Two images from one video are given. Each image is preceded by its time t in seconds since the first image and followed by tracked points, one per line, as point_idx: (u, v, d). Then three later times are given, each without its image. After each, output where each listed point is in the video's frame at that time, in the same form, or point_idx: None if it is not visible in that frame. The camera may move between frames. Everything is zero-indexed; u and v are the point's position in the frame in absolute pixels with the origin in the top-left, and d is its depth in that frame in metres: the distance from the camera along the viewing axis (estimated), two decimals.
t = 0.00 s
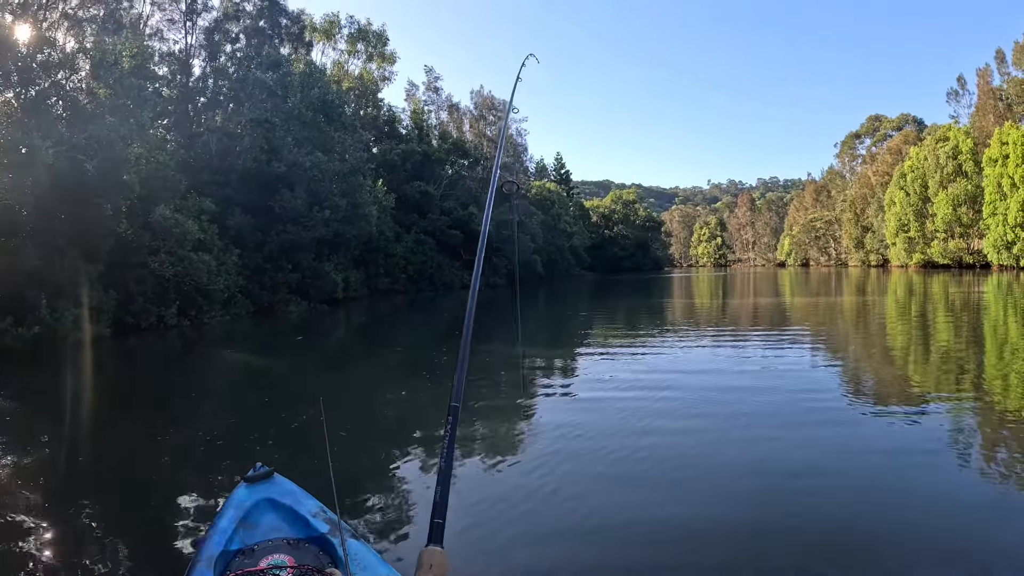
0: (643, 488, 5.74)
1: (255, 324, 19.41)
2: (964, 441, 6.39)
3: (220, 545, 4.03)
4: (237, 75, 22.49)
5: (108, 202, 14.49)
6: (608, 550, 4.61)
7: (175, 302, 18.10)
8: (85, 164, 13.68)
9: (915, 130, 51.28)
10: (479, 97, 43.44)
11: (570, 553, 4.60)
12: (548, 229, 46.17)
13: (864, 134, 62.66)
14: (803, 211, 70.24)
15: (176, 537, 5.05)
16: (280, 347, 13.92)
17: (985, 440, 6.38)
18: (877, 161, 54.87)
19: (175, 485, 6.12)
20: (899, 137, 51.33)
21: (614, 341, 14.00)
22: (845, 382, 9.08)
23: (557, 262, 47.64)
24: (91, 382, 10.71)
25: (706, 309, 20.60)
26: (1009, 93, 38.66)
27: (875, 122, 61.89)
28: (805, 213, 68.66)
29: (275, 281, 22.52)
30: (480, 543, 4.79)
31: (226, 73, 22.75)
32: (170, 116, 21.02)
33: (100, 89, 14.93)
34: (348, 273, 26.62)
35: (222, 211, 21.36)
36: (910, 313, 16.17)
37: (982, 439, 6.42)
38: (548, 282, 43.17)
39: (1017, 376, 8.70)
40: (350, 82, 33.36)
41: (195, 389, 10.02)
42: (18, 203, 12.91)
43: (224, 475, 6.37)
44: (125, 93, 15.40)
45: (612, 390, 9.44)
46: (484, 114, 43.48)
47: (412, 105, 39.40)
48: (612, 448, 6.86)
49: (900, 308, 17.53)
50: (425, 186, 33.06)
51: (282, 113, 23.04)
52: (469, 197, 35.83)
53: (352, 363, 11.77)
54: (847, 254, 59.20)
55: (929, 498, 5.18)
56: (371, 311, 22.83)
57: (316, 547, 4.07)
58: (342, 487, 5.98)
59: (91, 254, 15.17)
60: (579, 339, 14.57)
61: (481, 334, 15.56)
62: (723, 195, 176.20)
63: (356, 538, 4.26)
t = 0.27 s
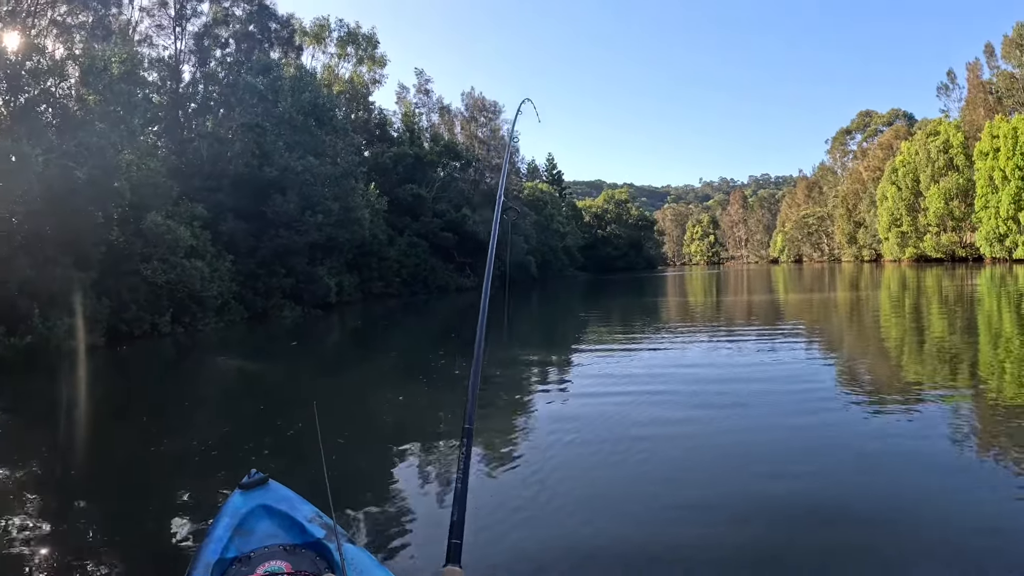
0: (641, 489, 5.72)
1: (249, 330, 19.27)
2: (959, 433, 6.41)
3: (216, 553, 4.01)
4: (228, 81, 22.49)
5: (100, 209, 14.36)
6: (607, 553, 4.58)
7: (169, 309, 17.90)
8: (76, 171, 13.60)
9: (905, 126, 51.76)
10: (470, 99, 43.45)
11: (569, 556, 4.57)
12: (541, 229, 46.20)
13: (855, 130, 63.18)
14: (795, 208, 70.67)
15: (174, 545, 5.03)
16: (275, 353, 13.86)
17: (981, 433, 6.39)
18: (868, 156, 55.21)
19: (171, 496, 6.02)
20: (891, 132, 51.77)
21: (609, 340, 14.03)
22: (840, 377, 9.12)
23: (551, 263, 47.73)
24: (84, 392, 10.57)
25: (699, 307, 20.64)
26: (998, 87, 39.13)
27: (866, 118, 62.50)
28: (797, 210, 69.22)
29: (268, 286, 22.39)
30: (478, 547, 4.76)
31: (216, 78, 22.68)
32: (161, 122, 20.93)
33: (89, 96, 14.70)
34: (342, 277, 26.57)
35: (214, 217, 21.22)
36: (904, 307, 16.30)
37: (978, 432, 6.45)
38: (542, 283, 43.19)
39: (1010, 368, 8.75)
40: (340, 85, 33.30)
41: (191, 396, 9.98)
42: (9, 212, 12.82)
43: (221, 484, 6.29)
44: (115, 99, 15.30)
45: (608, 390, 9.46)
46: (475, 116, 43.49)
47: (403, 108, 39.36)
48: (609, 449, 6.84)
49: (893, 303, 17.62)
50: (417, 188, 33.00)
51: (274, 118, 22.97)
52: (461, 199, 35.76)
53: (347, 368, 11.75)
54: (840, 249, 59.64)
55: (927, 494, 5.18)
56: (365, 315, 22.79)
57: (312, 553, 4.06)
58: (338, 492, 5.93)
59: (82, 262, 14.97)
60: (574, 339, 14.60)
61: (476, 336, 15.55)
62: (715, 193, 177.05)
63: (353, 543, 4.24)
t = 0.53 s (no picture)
0: (640, 488, 5.68)
1: (244, 335, 19.14)
2: (955, 427, 6.42)
3: (211, 561, 4.00)
4: (218, 84, 22.39)
5: (92, 216, 14.21)
6: (609, 554, 4.53)
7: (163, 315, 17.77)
8: (67, 178, 13.40)
9: (896, 121, 52.17)
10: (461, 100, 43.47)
11: (570, 558, 4.52)
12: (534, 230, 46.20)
13: (846, 126, 63.68)
14: (787, 205, 71.04)
15: (171, 552, 5.00)
16: (270, 357, 13.80)
17: (978, 427, 6.40)
18: (859, 153, 55.58)
19: (168, 506, 5.91)
20: (882, 128, 52.16)
21: (604, 339, 14.05)
22: (835, 372, 9.16)
23: (544, 263, 47.79)
24: (78, 401, 10.42)
25: (694, 305, 20.67)
26: (989, 81, 39.85)
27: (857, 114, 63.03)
28: (790, 206, 69.63)
29: (261, 290, 22.26)
30: (476, 551, 4.70)
31: (207, 82, 22.58)
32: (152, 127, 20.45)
33: (79, 101, 14.73)
34: (335, 281, 26.50)
35: (206, 222, 21.07)
36: (899, 301, 16.40)
37: (975, 425, 6.48)
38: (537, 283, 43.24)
39: (1004, 361, 8.79)
40: (331, 88, 33.24)
41: (186, 402, 9.92)
42: None
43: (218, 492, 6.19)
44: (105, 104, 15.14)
45: (604, 389, 9.47)
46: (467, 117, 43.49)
47: (395, 110, 39.33)
48: (607, 449, 6.79)
49: (887, 298, 17.71)
50: (409, 190, 32.93)
51: (265, 121, 22.85)
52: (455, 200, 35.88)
53: (343, 371, 11.71)
54: (833, 245, 59.98)
55: (927, 488, 5.17)
56: (360, 318, 22.74)
57: (308, 559, 4.04)
58: (335, 498, 5.86)
59: (75, 269, 14.79)
60: (569, 339, 14.61)
61: (472, 338, 15.55)
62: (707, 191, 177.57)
63: (350, 548, 4.22)
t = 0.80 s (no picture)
0: (640, 490, 5.65)
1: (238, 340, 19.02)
2: (953, 423, 6.44)
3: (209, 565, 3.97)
4: (209, 88, 22.16)
5: (83, 223, 14.09)
6: (611, 556, 4.49)
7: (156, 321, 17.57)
8: (57, 184, 13.31)
9: (888, 118, 52.56)
10: (454, 101, 43.49)
11: (572, 561, 4.49)
12: (528, 231, 46.22)
13: (838, 123, 64.10)
14: (780, 202, 71.43)
15: (169, 559, 4.96)
16: (265, 362, 13.75)
17: (975, 422, 6.42)
18: (852, 149, 55.88)
19: (163, 513, 5.86)
20: (873, 125, 52.52)
21: (600, 339, 14.07)
22: (830, 369, 9.20)
23: (539, 264, 47.87)
24: (72, 410, 10.30)
25: (688, 304, 20.71)
26: (979, 76, 40.27)
27: (849, 111, 63.56)
28: (782, 203, 70.04)
29: (256, 295, 22.18)
30: (475, 555, 4.67)
31: (198, 86, 22.47)
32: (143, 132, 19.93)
33: (69, 105, 14.51)
34: (329, 284, 26.44)
35: (199, 226, 20.94)
36: (894, 297, 16.52)
37: (970, 419, 6.52)
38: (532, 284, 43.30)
39: (1000, 355, 8.85)
40: (323, 91, 33.16)
41: (181, 408, 9.87)
42: None
43: (214, 500, 6.13)
44: (96, 109, 15.01)
45: (601, 389, 9.48)
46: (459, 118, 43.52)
47: (387, 112, 39.29)
48: (606, 450, 6.77)
49: (881, 294, 17.80)
50: (402, 193, 32.88)
51: (257, 124, 22.75)
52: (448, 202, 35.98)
53: (338, 375, 11.68)
54: (826, 242, 60.28)
55: (929, 485, 5.16)
56: (355, 321, 22.70)
57: (306, 562, 4.01)
58: (331, 503, 5.81)
59: (66, 275, 14.63)
60: (565, 339, 14.64)
61: (467, 339, 15.55)
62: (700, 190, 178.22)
63: (348, 551, 4.20)
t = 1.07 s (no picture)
0: (639, 488, 5.65)
1: (235, 344, 18.93)
2: (948, 419, 6.47)
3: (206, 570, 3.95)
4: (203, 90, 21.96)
5: (78, 226, 14.05)
6: (612, 555, 4.48)
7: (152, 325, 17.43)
8: (52, 188, 13.30)
9: (883, 116, 52.83)
10: (449, 103, 43.49)
11: (572, 560, 4.48)
12: (524, 231, 46.24)
13: (833, 121, 64.42)
14: (775, 201, 71.69)
15: (168, 564, 4.94)
16: (262, 365, 13.71)
17: (971, 417, 6.45)
18: (847, 147, 56.11)
19: (162, 518, 5.83)
20: (868, 123, 52.73)
21: (597, 339, 14.09)
22: (827, 366, 9.24)
23: (535, 264, 47.92)
24: (69, 415, 10.21)
25: (685, 303, 20.74)
26: (974, 74, 40.46)
27: (844, 109, 63.94)
28: (778, 202, 70.29)
29: (252, 297, 22.13)
30: (475, 555, 4.66)
31: (192, 88, 22.40)
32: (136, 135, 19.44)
33: (63, 108, 14.48)
34: (326, 286, 26.43)
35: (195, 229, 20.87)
36: (891, 294, 16.60)
37: (967, 415, 6.55)
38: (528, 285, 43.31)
39: (996, 351, 8.90)
40: (318, 93, 33.13)
41: (179, 412, 9.84)
42: None
43: (212, 504, 6.08)
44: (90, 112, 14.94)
45: (598, 388, 9.49)
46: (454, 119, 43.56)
47: (382, 114, 39.28)
48: (604, 449, 6.77)
49: (877, 291, 17.88)
50: (398, 194, 32.89)
51: (253, 127, 22.70)
52: (443, 203, 36.03)
53: (336, 377, 11.66)
54: (822, 240, 60.49)
55: (925, 480, 5.18)
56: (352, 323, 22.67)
57: (304, 564, 4.00)
58: (329, 506, 5.78)
59: (61, 280, 14.50)
60: (562, 339, 14.67)
61: (464, 340, 15.56)
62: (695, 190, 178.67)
63: (346, 552, 4.20)
